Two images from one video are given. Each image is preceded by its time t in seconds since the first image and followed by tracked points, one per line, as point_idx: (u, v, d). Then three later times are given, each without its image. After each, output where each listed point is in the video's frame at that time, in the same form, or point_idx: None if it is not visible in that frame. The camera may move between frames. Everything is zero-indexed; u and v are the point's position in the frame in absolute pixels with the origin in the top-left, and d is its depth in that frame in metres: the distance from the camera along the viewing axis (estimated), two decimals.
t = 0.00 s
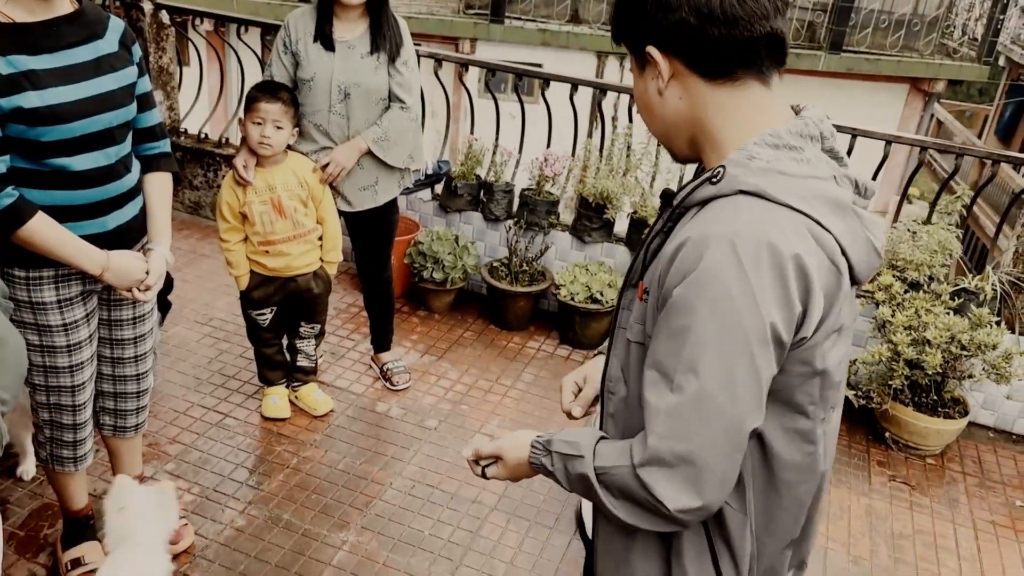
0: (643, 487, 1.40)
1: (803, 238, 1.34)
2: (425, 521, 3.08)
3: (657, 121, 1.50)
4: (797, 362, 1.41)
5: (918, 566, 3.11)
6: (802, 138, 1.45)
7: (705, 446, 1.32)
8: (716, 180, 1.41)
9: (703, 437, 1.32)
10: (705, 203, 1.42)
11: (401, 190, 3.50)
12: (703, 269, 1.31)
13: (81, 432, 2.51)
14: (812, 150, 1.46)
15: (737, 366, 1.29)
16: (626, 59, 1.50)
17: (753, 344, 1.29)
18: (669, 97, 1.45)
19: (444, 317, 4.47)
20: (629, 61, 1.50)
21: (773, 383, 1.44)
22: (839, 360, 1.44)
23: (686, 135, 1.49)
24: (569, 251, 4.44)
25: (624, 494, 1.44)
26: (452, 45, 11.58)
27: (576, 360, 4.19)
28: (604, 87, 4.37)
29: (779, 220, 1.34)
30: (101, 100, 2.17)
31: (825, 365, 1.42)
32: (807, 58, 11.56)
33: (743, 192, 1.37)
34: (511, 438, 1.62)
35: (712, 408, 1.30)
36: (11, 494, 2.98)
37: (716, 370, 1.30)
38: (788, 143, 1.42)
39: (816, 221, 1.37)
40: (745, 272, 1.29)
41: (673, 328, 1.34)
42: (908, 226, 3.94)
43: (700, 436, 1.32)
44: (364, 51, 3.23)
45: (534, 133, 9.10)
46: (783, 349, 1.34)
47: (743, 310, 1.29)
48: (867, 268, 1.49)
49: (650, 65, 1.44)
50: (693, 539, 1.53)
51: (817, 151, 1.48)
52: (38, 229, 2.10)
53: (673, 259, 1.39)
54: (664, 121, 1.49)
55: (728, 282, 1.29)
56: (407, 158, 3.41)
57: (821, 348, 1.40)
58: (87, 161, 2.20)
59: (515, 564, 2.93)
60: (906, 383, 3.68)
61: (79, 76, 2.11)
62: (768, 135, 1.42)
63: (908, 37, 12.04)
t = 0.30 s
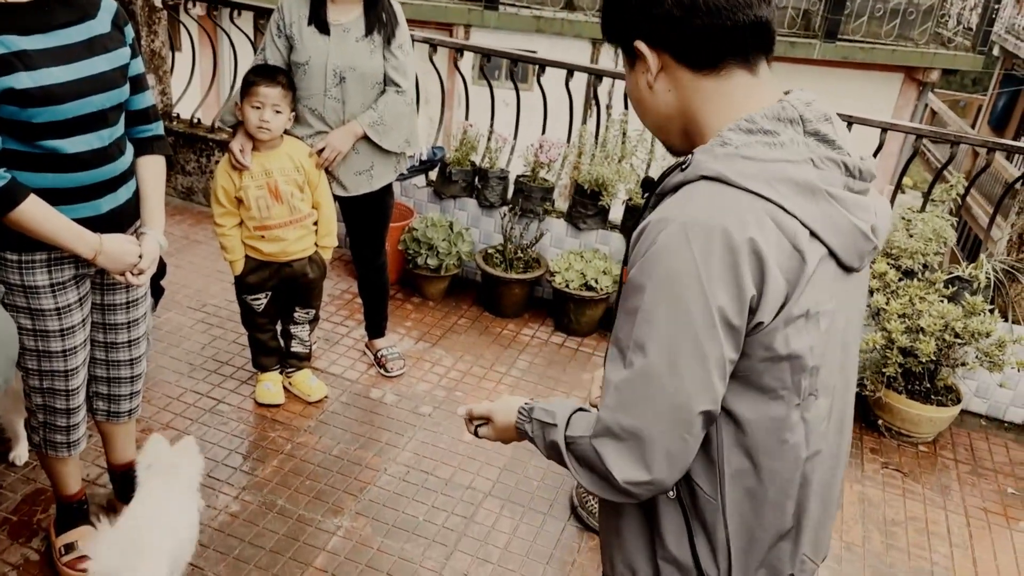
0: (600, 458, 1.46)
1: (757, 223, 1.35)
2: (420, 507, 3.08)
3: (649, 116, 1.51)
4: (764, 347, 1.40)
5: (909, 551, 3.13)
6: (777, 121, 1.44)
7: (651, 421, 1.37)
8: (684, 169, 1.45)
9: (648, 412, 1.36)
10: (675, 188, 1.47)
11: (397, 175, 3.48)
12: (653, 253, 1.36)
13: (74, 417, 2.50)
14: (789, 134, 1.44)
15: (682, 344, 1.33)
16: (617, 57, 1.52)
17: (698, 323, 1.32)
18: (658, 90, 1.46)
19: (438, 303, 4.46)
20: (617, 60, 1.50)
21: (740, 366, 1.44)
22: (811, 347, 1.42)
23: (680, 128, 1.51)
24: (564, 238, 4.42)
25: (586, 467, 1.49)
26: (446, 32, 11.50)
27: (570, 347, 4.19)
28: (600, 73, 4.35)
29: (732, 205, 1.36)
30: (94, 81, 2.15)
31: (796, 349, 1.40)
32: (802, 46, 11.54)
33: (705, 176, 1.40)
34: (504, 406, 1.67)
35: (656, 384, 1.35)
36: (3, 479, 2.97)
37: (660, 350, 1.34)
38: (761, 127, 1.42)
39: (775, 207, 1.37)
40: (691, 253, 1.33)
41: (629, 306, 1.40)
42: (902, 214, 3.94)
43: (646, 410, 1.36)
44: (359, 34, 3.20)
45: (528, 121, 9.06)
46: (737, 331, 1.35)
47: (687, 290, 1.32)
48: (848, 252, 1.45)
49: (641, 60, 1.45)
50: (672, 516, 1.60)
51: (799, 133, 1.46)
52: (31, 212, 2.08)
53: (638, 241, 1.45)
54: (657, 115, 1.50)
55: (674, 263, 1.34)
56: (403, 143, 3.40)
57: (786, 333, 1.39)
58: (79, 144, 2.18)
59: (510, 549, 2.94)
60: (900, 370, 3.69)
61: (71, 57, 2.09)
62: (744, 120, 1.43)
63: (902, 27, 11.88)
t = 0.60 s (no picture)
0: (639, 434, 1.45)
1: (800, 200, 1.35)
2: (416, 496, 3.10)
3: (671, 109, 1.48)
4: (797, 319, 1.42)
5: (902, 542, 3.15)
6: (797, 104, 1.47)
7: (697, 395, 1.37)
8: (715, 151, 1.44)
9: (695, 387, 1.36)
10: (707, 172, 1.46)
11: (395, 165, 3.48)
12: (698, 234, 1.35)
13: (71, 404, 2.50)
14: (808, 116, 1.47)
15: (731, 319, 1.33)
16: (627, 54, 1.46)
17: (747, 298, 1.32)
18: (690, 78, 1.45)
19: (435, 294, 4.46)
20: (634, 55, 1.45)
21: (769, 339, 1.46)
22: (839, 315, 1.45)
23: (701, 120, 1.50)
24: (561, 230, 4.43)
25: (620, 444, 1.50)
26: (444, 24, 11.48)
27: (566, 339, 4.20)
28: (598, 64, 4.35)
29: (772, 184, 1.35)
30: (92, 68, 2.15)
31: (825, 319, 1.43)
32: (801, 40, 11.52)
33: (740, 161, 1.39)
34: (514, 396, 1.66)
35: (703, 359, 1.35)
36: None
37: (708, 329, 1.33)
38: (784, 110, 1.44)
39: (813, 185, 1.38)
40: (739, 231, 1.32)
41: (674, 285, 1.38)
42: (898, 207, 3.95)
43: (692, 385, 1.36)
44: (358, 24, 3.20)
45: (526, 112, 9.05)
46: (780, 305, 1.36)
47: (737, 268, 1.31)
48: (870, 226, 1.48)
49: (671, 47, 1.42)
50: (690, 491, 1.60)
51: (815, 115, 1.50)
52: (28, 199, 2.07)
53: (677, 222, 1.43)
54: (683, 106, 1.48)
55: (722, 242, 1.32)
56: (402, 132, 3.40)
57: (820, 303, 1.41)
58: (77, 131, 2.18)
59: (505, 539, 2.95)
60: (895, 363, 3.70)
61: (68, 44, 2.08)
62: (766, 104, 1.45)
63: (899, 22, 11.80)
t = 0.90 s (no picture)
0: (707, 392, 1.47)
1: (827, 149, 1.42)
2: (413, 485, 3.11)
3: (674, 96, 1.50)
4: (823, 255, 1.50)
5: (897, 532, 3.16)
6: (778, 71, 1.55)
7: (766, 344, 1.40)
8: (731, 125, 1.49)
9: (765, 336, 1.39)
10: (727, 147, 1.49)
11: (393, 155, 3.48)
12: (753, 195, 1.37)
13: (69, 393, 2.51)
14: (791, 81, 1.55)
15: (795, 266, 1.36)
16: (626, 49, 1.45)
17: (805, 244, 1.37)
18: (692, 63, 1.48)
19: (433, 285, 4.47)
20: (635, 47, 1.44)
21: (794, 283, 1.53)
22: (850, 245, 1.55)
23: (694, 104, 1.54)
24: (559, 221, 4.43)
25: (683, 410, 1.51)
26: (443, 15, 11.45)
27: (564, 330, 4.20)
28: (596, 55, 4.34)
29: (802, 138, 1.41)
30: (87, 56, 2.14)
31: (841, 250, 1.52)
32: (801, 31, 11.46)
33: (761, 128, 1.45)
34: (546, 396, 1.68)
35: (770, 309, 1.38)
36: None
37: (777, 278, 1.36)
38: (771, 77, 1.52)
39: (829, 133, 1.45)
40: (790, 186, 1.36)
41: (730, 251, 1.39)
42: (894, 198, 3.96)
43: (762, 335, 1.39)
44: (356, 13, 3.19)
45: (525, 103, 9.03)
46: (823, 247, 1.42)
47: (793, 221, 1.35)
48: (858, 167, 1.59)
49: (672, 35, 1.45)
50: (746, 434, 1.61)
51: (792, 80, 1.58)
52: (25, 186, 2.07)
53: (716, 196, 1.44)
54: (683, 92, 1.50)
55: (778, 199, 1.35)
56: (400, 121, 3.40)
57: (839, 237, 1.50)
58: (73, 120, 2.18)
59: (502, 528, 2.96)
60: (891, 354, 3.70)
61: (64, 32, 2.07)
62: (754, 76, 1.52)
63: (900, 13, 11.80)
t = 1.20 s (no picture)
0: (747, 358, 1.51)
1: (838, 111, 1.49)
2: (413, 473, 3.11)
3: (689, 68, 1.48)
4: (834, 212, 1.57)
5: (897, 516, 3.16)
6: (776, 38, 1.59)
7: (800, 301, 1.46)
8: (747, 94, 1.52)
9: (799, 293, 1.45)
10: (745, 115, 1.52)
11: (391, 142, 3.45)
12: (784, 160, 1.43)
13: (68, 381, 2.50)
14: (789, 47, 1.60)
15: (823, 223, 1.43)
16: (644, 24, 1.41)
17: (831, 203, 1.44)
18: (703, 36, 1.48)
19: (432, 272, 4.46)
20: (654, 21, 1.41)
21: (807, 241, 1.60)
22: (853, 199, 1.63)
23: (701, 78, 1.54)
24: (559, 207, 4.42)
25: (721, 381, 1.55)
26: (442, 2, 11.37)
27: (564, 317, 4.19)
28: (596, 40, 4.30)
29: (815, 103, 1.48)
30: (81, 42, 2.12)
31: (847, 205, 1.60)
32: (802, 15, 11.37)
33: (778, 95, 1.50)
34: (573, 404, 1.65)
35: (804, 268, 1.44)
36: None
37: (810, 237, 1.43)
38: (773, 44, 1.57)
39: (834, 96, 1.53)
40: (815, 149, 1.42)
41: (763, 215, 1.44)
42: (895, 183, 3.94)
43: (797, 292, 1.45)
44: None
45: (523, 90, 8.98)
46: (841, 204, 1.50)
47: (821, 181, 1.42)
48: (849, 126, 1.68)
49: (688, 9, 1.43)
50: (770, 392, 1.64)
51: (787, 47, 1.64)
52: (21, 174, 2.06)
53: (743, 164, 1.49)
54: (697, 65, 1.49)
55: (807, 161, 1.42)
56: (398, 107, 3.38)
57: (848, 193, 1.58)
58: (69, 107, 2.16)
59: (502, 514, 2.97)
60: (892, 339, 3.70)
61: (57, 19, 2.05)
62: (757, 44, 1.57)
63: None
